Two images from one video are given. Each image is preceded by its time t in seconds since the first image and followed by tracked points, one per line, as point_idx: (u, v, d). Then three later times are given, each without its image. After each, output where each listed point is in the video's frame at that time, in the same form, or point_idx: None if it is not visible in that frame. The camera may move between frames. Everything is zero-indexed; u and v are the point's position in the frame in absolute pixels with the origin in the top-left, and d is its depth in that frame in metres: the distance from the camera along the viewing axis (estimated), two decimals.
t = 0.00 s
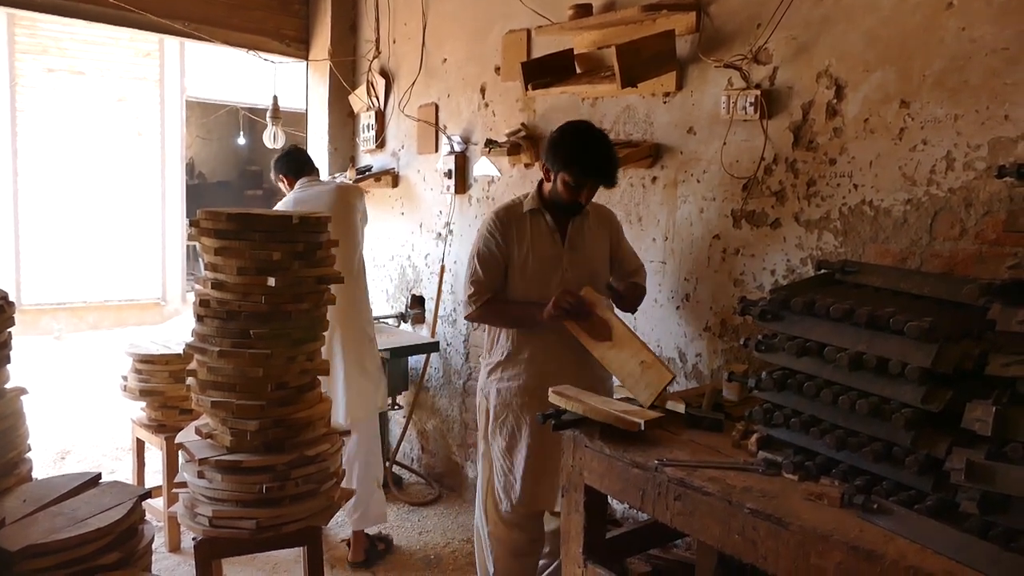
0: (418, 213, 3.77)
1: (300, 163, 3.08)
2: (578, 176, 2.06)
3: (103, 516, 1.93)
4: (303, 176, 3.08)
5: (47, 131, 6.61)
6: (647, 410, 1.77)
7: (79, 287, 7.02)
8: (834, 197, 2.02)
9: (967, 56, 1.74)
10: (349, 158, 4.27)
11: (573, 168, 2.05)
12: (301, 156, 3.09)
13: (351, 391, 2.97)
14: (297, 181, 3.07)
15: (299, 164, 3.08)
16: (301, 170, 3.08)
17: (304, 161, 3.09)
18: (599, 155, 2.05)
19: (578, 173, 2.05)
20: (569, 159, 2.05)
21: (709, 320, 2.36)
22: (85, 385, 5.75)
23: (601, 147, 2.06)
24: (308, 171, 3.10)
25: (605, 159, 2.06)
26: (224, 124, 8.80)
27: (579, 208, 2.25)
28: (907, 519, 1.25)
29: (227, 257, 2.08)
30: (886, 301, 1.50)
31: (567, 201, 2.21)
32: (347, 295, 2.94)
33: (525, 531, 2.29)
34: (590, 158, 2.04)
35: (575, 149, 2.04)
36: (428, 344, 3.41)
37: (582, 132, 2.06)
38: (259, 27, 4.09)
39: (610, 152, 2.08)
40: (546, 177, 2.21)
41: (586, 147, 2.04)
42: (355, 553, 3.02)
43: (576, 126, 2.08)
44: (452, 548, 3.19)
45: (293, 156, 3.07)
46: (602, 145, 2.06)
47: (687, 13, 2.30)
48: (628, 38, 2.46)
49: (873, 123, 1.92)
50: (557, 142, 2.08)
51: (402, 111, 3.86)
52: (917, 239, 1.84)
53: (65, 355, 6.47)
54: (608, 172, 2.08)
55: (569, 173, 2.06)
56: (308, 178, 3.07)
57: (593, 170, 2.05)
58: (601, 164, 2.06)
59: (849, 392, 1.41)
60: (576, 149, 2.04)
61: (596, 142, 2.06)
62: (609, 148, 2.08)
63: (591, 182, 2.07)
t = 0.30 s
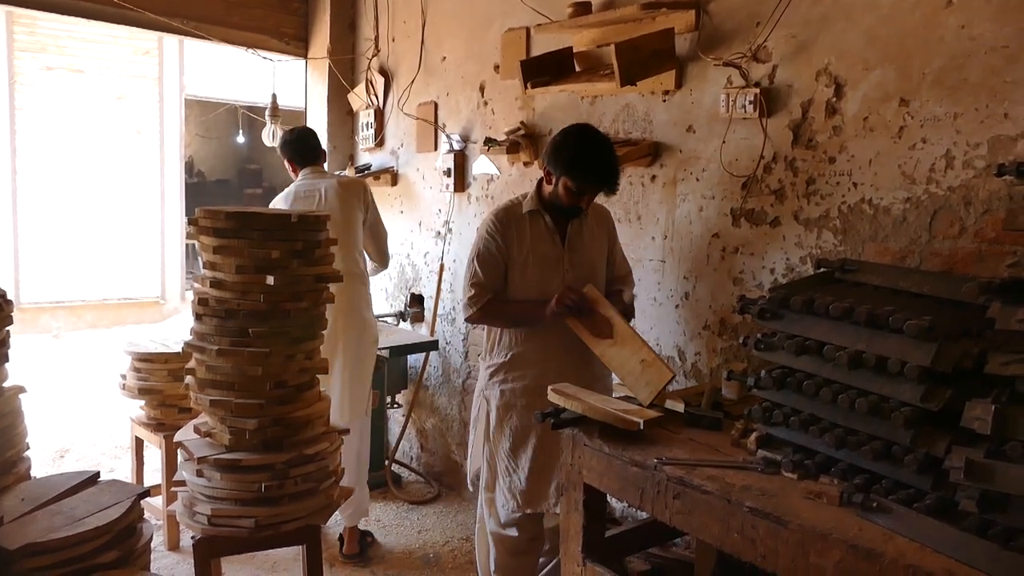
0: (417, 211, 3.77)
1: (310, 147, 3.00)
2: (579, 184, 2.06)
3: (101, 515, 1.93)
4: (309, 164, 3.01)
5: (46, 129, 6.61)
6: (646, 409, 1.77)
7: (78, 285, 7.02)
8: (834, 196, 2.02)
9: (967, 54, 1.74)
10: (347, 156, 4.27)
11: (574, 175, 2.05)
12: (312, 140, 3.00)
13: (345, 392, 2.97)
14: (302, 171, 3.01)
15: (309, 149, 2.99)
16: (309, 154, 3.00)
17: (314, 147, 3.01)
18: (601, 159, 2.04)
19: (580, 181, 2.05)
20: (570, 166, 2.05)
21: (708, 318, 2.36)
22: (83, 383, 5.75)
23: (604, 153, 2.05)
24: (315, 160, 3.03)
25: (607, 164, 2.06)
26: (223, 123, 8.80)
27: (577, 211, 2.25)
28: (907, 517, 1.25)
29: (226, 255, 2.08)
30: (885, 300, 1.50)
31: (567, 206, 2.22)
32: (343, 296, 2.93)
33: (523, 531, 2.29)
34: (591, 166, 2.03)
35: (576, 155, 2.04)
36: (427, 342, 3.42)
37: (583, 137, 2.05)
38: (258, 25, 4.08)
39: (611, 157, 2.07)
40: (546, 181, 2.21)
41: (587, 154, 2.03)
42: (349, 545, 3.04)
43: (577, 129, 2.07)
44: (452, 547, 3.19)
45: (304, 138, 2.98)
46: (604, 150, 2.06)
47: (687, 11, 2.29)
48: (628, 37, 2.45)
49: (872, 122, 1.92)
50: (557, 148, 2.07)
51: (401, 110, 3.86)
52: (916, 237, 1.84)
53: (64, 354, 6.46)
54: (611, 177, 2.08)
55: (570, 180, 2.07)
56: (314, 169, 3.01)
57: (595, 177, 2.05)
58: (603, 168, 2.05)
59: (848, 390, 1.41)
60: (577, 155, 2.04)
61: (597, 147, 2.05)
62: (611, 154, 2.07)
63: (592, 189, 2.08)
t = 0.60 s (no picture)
0: (416, 210, 3.77)
1: (333, 134, 2.92)
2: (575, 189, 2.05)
3: (100, 513, 1.93)
4: (331, 152, 2.95)
5: (45, 127, 6.61)
6: (646, 408, 1.77)
7: (77, 283, 7.02)
8: (833, 195, 2.02)
9: (967, 53, 1.73)
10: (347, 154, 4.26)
11: (569, 180, 2.05)
12: (337, 127, 2.92)
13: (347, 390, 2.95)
14: (323, 159, 2.95)
15: (332, 136, 2.92)
16: (333, 141, 2.93)
17: (338, 134, 2.93)
18: (595, 160, 2.04)
19: (576, 185, 2.05)
20: (565, 170, 2.05)
21: (707, 317, 2.36)
22: (82, 381, 5.75)
23: (599, 156, 2.05)
24: (338, 148, 2.95)
25: (604, 167, 2.05)
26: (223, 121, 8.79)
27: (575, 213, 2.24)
28: (907, 517, 1.25)
29: (225, 254, 2.08)
30: (885, 299, 1.50)
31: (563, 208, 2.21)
32: (343, 294, 2.90)
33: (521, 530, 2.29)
34: (586, 169, 2.03)
35: (571, 160, 2.04)
36: (427, 341, 3.41)
37: (577, 140, 2.06)
38: (258, 23, 4.08)
39: (608, 160, 2.07)
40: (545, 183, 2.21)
41: (582, 157, 2.03)
42: (348, 545, 3.04)
43: (572, 133, 2.08)
44: (451, 545, 3.19)
45: (328, 123, 2.90)
46: (600, 153, 2.06)
47: (686, 10, 2.29)
48: (627, 35, 2.45)
49: (872, 121, 1.92)
50: (552, 153, 2.08)
51: (401, 108, 3.85)
52: (916, 236, 1.84)
53: (63, 353, 6.46)
54: (608, 181, 2.07)
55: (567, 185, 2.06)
56: (335, 160, 2.95)
57: (591, 181, 2.04)
58: (598, 170, 2.04)
59: (848, 389, 1.41)
60: (572, 159, 2.04)
61: (593, 150, 2.05)
62: (607, 155, 2.07)
63: (589, 194, 2.06)
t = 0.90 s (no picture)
0: (415, 209, 3.77)
1: (327, 131, 2.92)
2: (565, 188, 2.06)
3: (99, 513, 1.93)
4: (325, 150, 2.93)
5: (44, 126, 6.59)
6: (645, 408, 1.77)
7: (76, 283, 7.01)
8: (833, 195, 2.02)
9: (967, 53, 1.73)
10: (346, 154, 4.26)
11: (560, 179, 2.06)
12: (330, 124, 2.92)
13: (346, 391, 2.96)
14: (316, 157, 2.93)
15: (325, 133, 2.92)
16: (327, 138, 2.92)
17: (331, 132, 2.93)
18: (585, 160, 2.04)
19: (567, 185, 2.06)
20: (555, 170, 2.05)
21: (707, 316, 2.36)
22: (82, 380, 5.74)
23: (589, 152, 2.05)
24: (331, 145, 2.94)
25: (595, 164, 2.05)
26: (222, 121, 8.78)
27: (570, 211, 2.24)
28: (907, 517, 1.24)
29: (224, 253, 2.08)
30: (885, 299, 1.50)
31: (558, 205, 2.21)
32: (343, 294, 2.90)
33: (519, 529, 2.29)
34: (576, 168, 2.04)
35: (561, 159, 2.04)
36: (427, 341, 3.41)
37: (566, 138, 2.05)
38: (257, 21, 4.07)
39: (598, 155, 2.06)
40: (539, 180, 2.21)
41: (572, 156, 2.03)
42: (348, 545, 3.04)
43: (561, 130, 2.07)
44: (450, 544, 3.19)
45: (320, 120, 2.90)
46: (590, 149, 2.05)
47: (686, 9, 2.29)
48: (627, 34, 2.45)
49: (872, 120, 1.92)
50: (543, 152, 2.08)
51: (401, 107, 3.85)
52: (916, 236, 1.84)
53: (62, 351, 6.45)
54: (600, 177, 2.07)
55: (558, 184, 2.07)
56: (328, 158, 2.92)
57: (582, 179, 2.04)
58: (588, 169, 2.04)
59: (847, 389, 1.41)
60: (562, 158, 2.04)
61: (583, 147, 2.05)
62: (598, 152, 2.06)
63: (581, 191, 2.07)
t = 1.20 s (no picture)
0: (415, 207, 3.77)
1: (280, 132, 2.95)
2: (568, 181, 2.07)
3: (99, 511, 1.93)
4: (279, 150, 2.96)
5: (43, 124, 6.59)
6: (645, 406, 1.77)
7: (75, 281, 7.01)
8: (833, 193, 2.02)
9: (967, 51, 1.73)
10: (345, 152, 4.25)
11: (562, 172, 2.06)
12: (281, 125, 2.95)
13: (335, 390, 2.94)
14: (272, 158, 2.95)
15: (277, 133, 2.94)
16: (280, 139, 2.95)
17: (283, 132, 2.96)
18: (587, 151, 2.03)
19: (570, 177, 2.05)
20: (557, 163, 2.06)
21: (706, 315, 2.36)
22: (81, 379, 5.74)
23: (591, 143, 2.04)
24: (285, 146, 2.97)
25: (597, 156, 2.05)
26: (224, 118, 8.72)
27: (572, 204, 2.25)
28: (906, 515, 1.24)
29: (224, 251, 2.07)
30: (885, 298, 1.50)
31: (560, 198, 2.21)
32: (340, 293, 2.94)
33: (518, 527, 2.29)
34: (577, 160, 2.03)
35: (561, 153, 2.04)
36: (425, 339, 3.41)
37: (566, 131, 2.05)
38: (257, 19, 4.07)
39: (600, 146, 2.06)
40: (540, 173, 2.21)
41: (572, 148, 2.03)
42: (347, 542, 3.05)
43: (561, 124, 2.07)
44: (450, 543, 3.19)
45: (272, 123, 2.92)
46: (591, 140, 2.05)
47: (686, 7, 2.29)
48: (627, 32, 2.45)
49: (873, 119, 1.92)
50: (544, 147, 2.09)
51: (400, 105, 3.85)
52: (916, 235, 1.84)
53: (62, 349, 6.46)
54: (603, 169, 2.06)
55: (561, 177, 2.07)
56: (284, 156, 2.94)
57: (585, 170, 2.04)
58: (591, 161, 2.04)
59: (847, 388, 1.41)
60: (562, 152, 2.04)
61: (583, 138, 2.04)
62: (600, 145, 2.06)
63: (586, 183, 2.07)
